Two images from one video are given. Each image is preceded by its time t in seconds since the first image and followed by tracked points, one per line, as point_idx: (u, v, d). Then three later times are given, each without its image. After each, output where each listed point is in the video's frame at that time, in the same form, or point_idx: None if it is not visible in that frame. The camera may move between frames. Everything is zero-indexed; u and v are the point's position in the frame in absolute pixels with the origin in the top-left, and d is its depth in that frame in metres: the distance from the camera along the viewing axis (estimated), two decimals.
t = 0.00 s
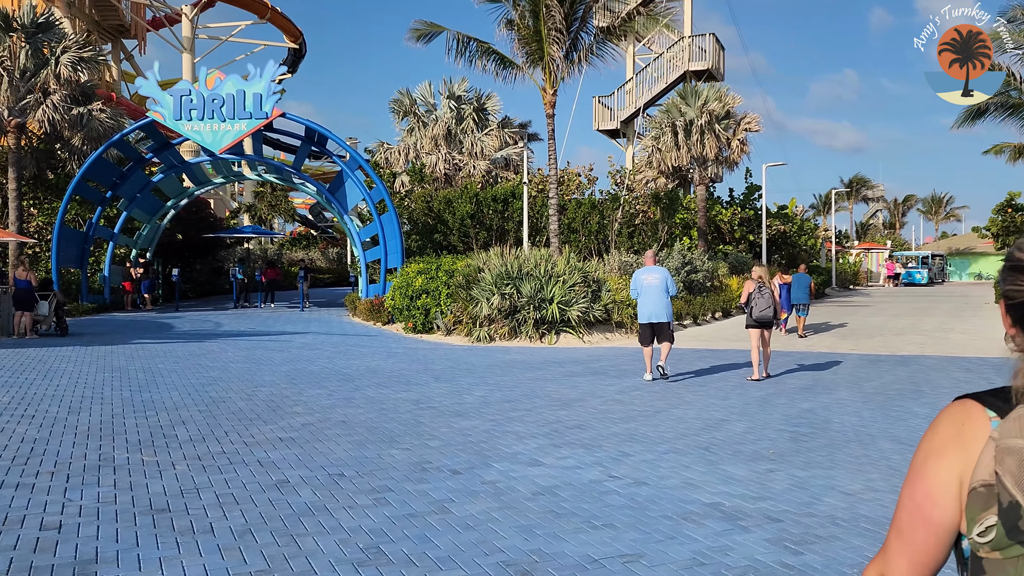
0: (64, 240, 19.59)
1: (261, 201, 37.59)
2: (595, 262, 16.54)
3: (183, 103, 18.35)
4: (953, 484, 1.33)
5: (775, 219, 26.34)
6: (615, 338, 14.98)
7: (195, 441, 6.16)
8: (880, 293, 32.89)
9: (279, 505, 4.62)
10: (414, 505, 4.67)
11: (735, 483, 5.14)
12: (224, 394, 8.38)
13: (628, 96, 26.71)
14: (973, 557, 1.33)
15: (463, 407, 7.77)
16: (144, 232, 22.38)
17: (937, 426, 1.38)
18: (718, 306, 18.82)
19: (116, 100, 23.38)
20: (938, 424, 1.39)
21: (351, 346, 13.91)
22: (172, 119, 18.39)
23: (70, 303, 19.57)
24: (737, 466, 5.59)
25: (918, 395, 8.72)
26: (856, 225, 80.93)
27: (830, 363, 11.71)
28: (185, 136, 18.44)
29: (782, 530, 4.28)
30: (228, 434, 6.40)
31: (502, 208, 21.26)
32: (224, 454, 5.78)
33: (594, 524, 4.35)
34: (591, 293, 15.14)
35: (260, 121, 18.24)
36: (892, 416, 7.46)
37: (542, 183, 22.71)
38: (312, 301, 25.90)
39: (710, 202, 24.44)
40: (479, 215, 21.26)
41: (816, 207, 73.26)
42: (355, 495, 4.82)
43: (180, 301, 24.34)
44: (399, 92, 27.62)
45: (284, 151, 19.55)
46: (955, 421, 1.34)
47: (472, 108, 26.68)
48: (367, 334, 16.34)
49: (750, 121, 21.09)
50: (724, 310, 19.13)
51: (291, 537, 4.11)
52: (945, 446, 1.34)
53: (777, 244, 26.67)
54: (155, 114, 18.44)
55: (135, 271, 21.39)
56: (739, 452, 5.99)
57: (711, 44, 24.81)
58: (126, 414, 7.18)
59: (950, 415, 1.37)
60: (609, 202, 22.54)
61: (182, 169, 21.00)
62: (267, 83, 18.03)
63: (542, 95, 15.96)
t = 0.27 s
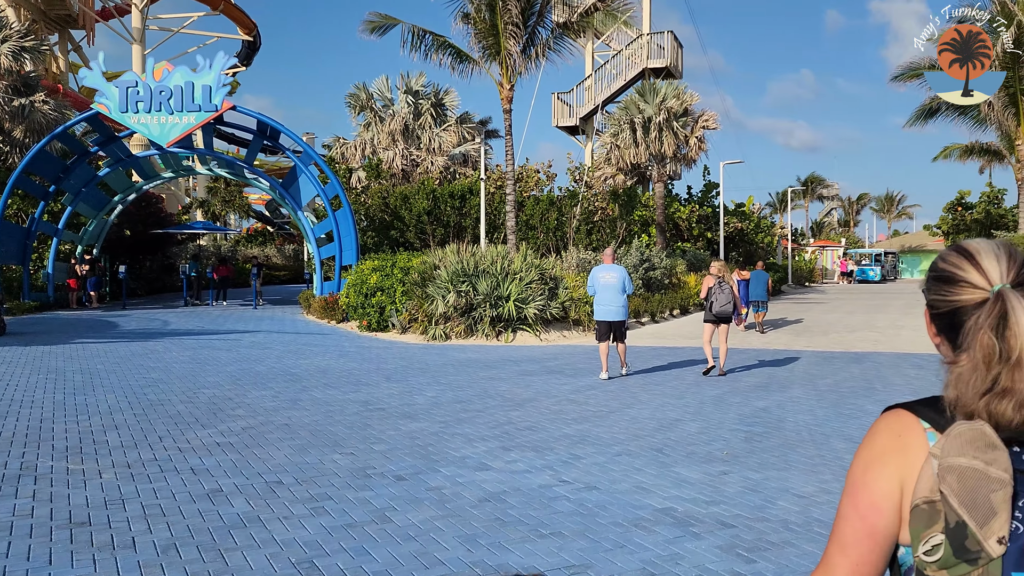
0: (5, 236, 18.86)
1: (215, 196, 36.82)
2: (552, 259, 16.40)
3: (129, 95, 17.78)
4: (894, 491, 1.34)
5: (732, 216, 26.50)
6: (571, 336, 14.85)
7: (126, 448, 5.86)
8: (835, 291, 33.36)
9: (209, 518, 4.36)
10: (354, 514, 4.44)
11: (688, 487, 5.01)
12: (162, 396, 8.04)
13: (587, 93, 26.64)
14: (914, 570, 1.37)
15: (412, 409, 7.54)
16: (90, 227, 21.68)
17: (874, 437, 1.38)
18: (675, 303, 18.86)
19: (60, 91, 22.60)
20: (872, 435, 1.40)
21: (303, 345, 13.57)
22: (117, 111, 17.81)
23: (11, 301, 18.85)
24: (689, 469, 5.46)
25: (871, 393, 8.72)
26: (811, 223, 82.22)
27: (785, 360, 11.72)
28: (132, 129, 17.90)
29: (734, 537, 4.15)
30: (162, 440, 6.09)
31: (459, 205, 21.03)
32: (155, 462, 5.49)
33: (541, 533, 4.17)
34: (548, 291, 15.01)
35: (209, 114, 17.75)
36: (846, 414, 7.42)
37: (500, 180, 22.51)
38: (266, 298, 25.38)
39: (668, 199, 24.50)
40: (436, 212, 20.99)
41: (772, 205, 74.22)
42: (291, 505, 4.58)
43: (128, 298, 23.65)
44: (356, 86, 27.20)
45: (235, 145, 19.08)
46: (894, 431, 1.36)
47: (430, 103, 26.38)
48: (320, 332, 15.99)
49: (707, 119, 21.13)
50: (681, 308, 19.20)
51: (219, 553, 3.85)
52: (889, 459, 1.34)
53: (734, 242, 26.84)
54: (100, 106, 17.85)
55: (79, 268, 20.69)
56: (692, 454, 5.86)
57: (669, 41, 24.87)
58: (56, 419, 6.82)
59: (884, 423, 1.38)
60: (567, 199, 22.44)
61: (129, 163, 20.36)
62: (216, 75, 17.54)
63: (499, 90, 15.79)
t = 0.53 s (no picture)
0: None
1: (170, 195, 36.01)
2: (512, 260, 16.22)
3: (76, 90, 17.21)
4: (821, 482, 1.50)
5: (693, 217, 26.57)
6: (531, 338, 14.69)
7: (54, 460, 5.53)
8: (794, 291, 33.68)
9: (136, 537, 4.09)
10: (292, 531, 4.20)
11: (644, 497, 4.85)
12: (100, 404, 7.68)
13: (548, 93, 26.51)
14: (835, 556, 1.52)
15: (364, 415, 7.29)
16: (37, 227, 20.96)
17: (804, 429, 1.54)
18: (636, 304, 18.81)
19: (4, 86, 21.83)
20: (802, 428, 1.55)
21: (255, 349, 13.20)
22: (64, 107, 17.22)
23: None
24: (645, 477, 5.31)
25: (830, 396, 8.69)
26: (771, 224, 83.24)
27: (744, 362, 11.70)
28: (78, 125, 17.32)
29: (690, 550, 3.99)
30: (94, 452, 5.77)
31: (418, 205, 20.77)
32: (84, 476, 5.19)
33: (490, 550, 3.97)
34: (507, 292, 14.82)
35: (160, 111, 17.26)
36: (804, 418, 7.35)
37: (459, 179, 22.26)
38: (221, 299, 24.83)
39: (629, 200, 24.47)
40: (396, 212, 20.68)
41: (733, 206, 74.95)
42: (226, 522, 4.33)
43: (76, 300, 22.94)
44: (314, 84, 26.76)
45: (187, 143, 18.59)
46: (821, 422, 1.51)
47: (390, 102, 26.03)
48: (274, 335, 15.61)
49: (668, 120, 21.11)
50: (642, 309, 19.16)
51: None
52: (815, 448, 1.50)
53: (695, 243, 26.92)
54: (45, 102, 17.24)
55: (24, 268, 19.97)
56: (649, 461, 5.72)
57: (630, 42, 24.84)
58: None
59: (813, 420, 1.53)
60: (528, 200, 22.26)
61: (77, 161, 19.73)
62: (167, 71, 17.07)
63: (458, 89, 15.57)
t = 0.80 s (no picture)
0: None
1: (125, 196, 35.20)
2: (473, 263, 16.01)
3: (23, 87, 16.65)
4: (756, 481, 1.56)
5: (656, 220, 26.61)
6: (492, 342, 14.50)
7: None
8: (755, 294, 33.91)
9: (58, 559, 3.82)
10: (229, 549, 3.97)
11: (600, 507, 4.69)
12: (37, 413, 7.31)
13: (511, 95, 26.37)
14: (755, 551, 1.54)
15: (315, 423, 7.05)
16: None
17: (750, 431, 1.61)
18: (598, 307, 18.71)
19: None
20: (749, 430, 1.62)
21: (208, 353, 12.83)
22: (10, 104, 16.64)
23: None
24: (602, 486, 5.16)
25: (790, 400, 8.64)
26: (734, 227, 84.10)
27: (704, 364, 11.65)
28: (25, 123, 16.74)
29: (647, 564, 3.84)
30: (23, 466, 5.45)
31: (379, 206, 20.51)
32: (11, 491, 4.88)
33: (438, 567, 3.78)
34: (467, 295, 14.61)
35: (111, 109, 16.78)
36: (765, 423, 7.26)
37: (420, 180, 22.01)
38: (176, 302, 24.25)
39: (592, 202, 24.39)
40: (356, 213, 20.36)
41: (695, 209, 75.55)
42: (158, 540, 4.07)
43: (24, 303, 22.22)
44: (274, 83, 26.30)
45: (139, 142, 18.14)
46: (764, 422, 1.58)
47: (351, 102, 25.67)
48: (229, 339, 15.20)
49: (631, 123, 21.09)
50: (605, 311, 19.09)
51: None
52: (756, 447, 1.57)
53: (658, 245, 26.95)
54: None
55: None
56: (607, 469, 5.57)
57: (593, 45, 24.80)
58: None
59: (759, 422, 1.60)
60: (490, 202, 22.07)
61: (25, 160, 19.11)
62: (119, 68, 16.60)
63: (418, 89, 15.32)
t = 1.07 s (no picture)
0: None
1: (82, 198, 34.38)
2: (435, 267, 15.80)
3: None
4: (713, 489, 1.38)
5: (622, 224, 26.60)
6: (454, 347, 14.28)
7: None
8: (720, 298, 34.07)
9: None
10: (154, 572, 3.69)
11: (555, 521, 4.49)
12: None
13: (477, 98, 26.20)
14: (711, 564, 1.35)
15: (263, 432, 6.77)
16: None
17: (708, 430, 1.41)
18: (563, 312, 18.58)
19: None
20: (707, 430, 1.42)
21: (160, 360, 12.44)
22: None
23: None
24: (557, 498, 4.96)
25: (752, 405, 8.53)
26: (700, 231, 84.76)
27: (667, 369, 11.54)
28: None
29: None
30: None
31: (340, 209, 20.23)
32: None
33: None
34: (429, 300, 14.37)
35: (62, 108, 16.28)
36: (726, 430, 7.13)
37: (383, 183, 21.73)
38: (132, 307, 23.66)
39: (558, 206, 24.29)
40: (317, 217, 20.02)
41: (662, 214, 76.01)
42: (78, 563, 3.78)
43: None
44: (235, 84, 25.85)
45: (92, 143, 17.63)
46: (721, 423, 1.39)
47: (314, 104, 25.30)
48: (183, 345, 14.79)
49: (596, 127, 21.01)
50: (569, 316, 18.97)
51: None
52: (712, 451, 1.38)
53: (623, 250, 26.95)
54: None
55: None
56: (563, 480, 5.38)
57: (559, 49, 24.68)
58: None
59: (717, 423, 1.40)
60: (454, 206, 21.85)
61: None
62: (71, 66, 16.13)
63: (380, 90, 15.06)
